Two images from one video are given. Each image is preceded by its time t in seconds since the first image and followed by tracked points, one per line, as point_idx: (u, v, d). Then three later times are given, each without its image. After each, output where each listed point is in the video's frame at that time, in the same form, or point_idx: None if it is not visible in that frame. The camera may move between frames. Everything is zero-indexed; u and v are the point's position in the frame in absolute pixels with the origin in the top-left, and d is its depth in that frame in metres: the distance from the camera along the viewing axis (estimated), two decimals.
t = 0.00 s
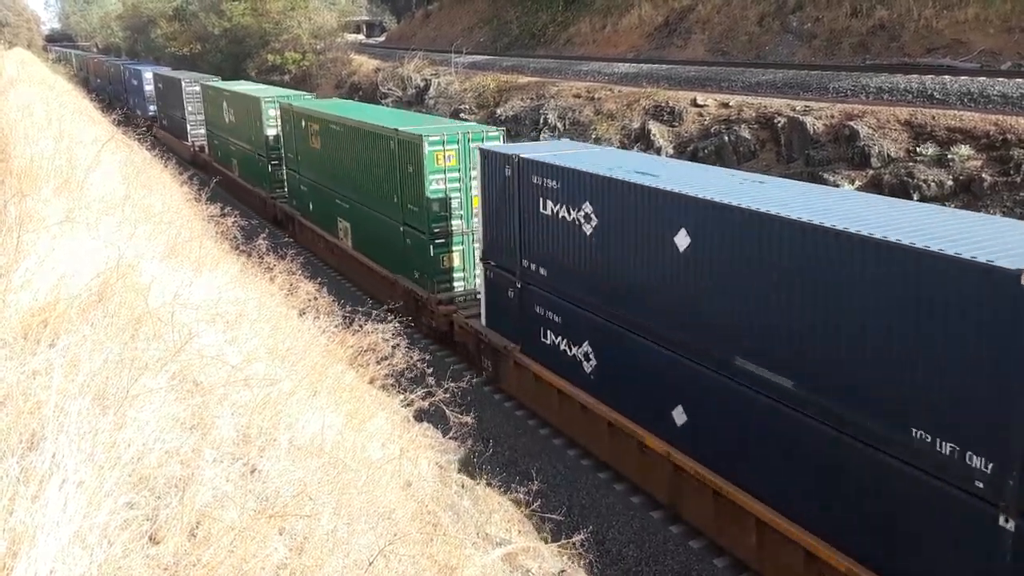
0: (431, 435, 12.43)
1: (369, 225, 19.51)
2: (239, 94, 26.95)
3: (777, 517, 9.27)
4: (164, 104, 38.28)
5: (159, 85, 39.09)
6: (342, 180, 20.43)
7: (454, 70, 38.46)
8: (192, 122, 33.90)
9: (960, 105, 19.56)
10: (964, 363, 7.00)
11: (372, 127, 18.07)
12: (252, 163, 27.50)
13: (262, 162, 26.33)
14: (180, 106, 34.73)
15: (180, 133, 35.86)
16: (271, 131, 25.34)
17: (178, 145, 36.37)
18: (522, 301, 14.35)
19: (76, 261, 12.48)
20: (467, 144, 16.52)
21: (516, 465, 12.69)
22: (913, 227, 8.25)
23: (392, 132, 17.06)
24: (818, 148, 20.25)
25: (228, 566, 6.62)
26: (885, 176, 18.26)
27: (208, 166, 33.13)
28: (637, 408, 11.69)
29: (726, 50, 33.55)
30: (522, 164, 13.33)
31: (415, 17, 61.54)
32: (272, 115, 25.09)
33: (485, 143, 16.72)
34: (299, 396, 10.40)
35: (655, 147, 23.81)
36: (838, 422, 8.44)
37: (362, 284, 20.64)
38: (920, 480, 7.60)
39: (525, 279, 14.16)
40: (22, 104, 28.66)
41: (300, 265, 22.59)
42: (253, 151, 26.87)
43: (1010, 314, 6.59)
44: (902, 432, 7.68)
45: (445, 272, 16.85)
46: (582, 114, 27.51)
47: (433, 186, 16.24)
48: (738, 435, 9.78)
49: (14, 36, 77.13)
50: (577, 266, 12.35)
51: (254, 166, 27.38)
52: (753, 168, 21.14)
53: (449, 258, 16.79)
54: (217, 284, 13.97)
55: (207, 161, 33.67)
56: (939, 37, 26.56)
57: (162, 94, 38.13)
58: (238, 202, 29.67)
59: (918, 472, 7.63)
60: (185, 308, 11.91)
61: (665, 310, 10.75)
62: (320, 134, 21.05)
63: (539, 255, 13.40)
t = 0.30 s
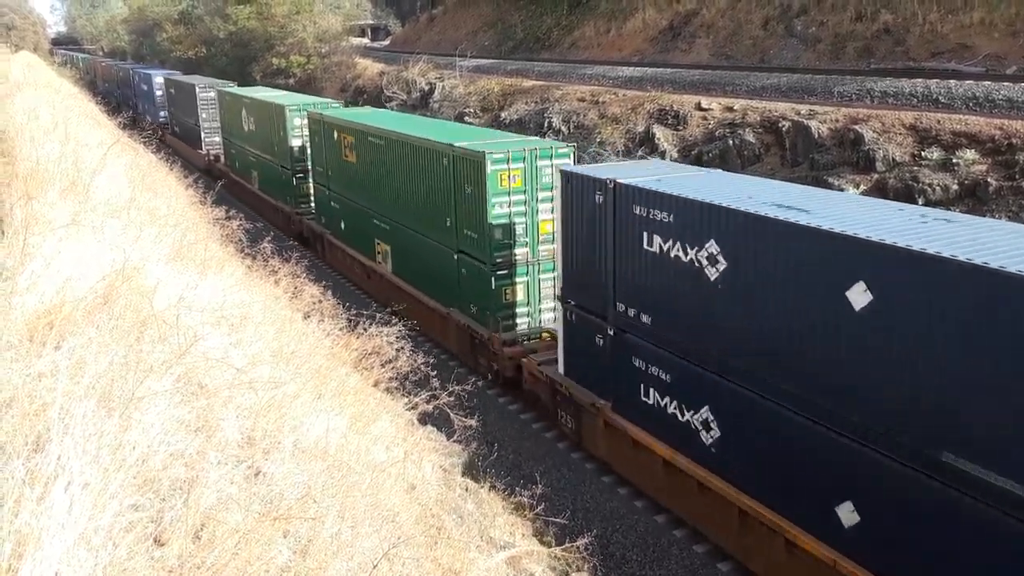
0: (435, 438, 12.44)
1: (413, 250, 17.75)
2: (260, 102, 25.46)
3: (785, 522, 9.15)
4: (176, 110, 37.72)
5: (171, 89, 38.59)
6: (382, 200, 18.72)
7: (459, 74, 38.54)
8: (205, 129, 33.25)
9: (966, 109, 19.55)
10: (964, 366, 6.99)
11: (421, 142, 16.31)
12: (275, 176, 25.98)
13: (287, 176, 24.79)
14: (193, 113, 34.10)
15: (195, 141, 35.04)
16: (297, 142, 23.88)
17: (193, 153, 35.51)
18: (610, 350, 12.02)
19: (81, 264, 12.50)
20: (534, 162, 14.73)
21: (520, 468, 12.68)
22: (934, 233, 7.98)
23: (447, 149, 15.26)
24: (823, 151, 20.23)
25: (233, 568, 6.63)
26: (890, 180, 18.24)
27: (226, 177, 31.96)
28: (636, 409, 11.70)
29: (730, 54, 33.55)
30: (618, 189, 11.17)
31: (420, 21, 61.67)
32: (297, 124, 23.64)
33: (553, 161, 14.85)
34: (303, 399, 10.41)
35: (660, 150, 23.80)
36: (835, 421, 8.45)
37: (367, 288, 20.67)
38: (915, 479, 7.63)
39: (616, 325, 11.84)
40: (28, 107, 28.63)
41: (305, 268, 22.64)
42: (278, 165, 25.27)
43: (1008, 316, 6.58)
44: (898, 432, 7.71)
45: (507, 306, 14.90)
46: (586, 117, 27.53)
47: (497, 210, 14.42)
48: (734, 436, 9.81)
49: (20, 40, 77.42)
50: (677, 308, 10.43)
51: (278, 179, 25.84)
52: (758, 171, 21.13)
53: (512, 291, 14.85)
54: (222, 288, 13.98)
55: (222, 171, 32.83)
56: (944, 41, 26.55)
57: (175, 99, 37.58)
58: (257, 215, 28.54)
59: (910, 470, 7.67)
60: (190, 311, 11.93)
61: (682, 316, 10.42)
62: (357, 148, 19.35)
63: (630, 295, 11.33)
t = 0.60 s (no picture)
0: (436, 437, 12.44)
1: (464, 275, 15.87)
2: (282, 105, 23.73)
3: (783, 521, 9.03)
4: (183, 111, 36.88)
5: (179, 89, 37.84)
6: (427, 218, 16.84)
7: (460, 72, 38.53)
8: (215, 132, 32.39)
9: (967, 107, 19.53)
10: (961, 366, 6.90)
11: (480, 155, 14.42)
12: (297, 186, 24.28)
13: (311, 186, 23.02)
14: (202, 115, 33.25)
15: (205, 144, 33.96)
16: (321, 149, 22.22)
17: (202, 156, 34.46)
18: (737, 414, 9.57)
19: (83, 262, 12.51)
20: (617, 179, 12.69)
21: (521, 466, 12.67)
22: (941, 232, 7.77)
23: (514, 163, 13.35)
24: (824, 150, 20.21)
25: (234, 567, 6.63)
26: (891, 178, 18.20)
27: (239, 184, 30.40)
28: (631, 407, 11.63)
29: (731, 53, 33.55)
30: (749, 221, 8.91)
31: (420, 19, 61.67)
32: (322, 130, 22.01)
33: (639, 179, 12.90)
34: (304, 397, 10.41)
35: (660, 149, 23.79)
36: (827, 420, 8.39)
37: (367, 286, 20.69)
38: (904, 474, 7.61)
39: (747, 385, 9.39)
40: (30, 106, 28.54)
41: (306, 266, 22.66)
42: (301, 175, 23.48)
43: (1005, 315, 6.48)
44: (893, 431, 7.65)
45: (584, 346, 13.00)
46: (587, 116, 27.52)
47: (575, 236, 12.51)
48: (731, 437, 9.72)
49: (21, 38, 77.39)
50: (822, 365, 8.30)
51: (300, 189, 24.13)
52: (759, 170, 21.11)
53: (591, 330, 12.96)
54: (223, 286, 13.98)
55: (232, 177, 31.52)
56: (944, 39, 26.52)
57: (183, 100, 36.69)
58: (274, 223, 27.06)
59: (901, 464, 7.65)
60: (191, 309, 11.94)
61: (705, 327, 9.86)
62: (398, 158, 17.52)
63: (757, 343, 9.11)
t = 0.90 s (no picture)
0: (435, 434, 12.45)
1: (529, 305, 13.98)
2: (307, 108, 22.03)
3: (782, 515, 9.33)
4: (190, 111, 35.68)
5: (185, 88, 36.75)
6: (486, 239, 14.97)
7: (458, 69, 38.49)
8: (224, 134, 31.27)
9: (966, 103, 19.54)
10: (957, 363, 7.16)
11: (558, 170, 12.52)
12: (320, 195, 22.53)
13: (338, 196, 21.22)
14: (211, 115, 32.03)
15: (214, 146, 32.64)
16: (348, 156, 20.56)
17: (212, 158, 33.16)
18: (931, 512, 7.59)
19: (80, 260, 12.49)
20: (732, 203, 10.72)
21: (520, 463, 12.68)
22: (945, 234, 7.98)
23: (604, 181, 11.43)
24: (822, 146, 20.19)
25: (233, 564, 6.63)
26: (889, 174, 18.19)
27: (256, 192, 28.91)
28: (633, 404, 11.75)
29: (729, 49, 33.53)
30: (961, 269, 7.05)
31: (418, 15, 61.51)
32: (348, 136, 20.38)
33: (755, 203, 10.93)
34: (302, 394, 10.41)
35: (658, 145, 23.76)
36: (812, 403, 8.88)
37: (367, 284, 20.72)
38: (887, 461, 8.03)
39: (950, 477, 7.40)
40: (27, 103, 28.42)
41: (305, 264, 22.66)
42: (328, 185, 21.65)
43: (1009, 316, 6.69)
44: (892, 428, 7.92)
45: (689, 402, 10.98)
46: (585, 112, 27.50)
47: (681, 271, 10.52)
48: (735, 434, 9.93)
49: (18, 34, 77.12)
50: None
51: (322, 199, 22.48)
52: (757, 166, 21.11)
53: (697, 383, 10.95)
54: (222, 283, 13.97)
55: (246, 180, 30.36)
56: (943, 35, 26.52)
57: (190, 99, 35.51)
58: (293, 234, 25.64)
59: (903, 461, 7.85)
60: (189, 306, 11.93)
61: (834, 378, 8.52)
62: (450, 170, 15.75)
63: (965, 424, 7.17)
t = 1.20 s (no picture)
0: (439, 439, 12.46)
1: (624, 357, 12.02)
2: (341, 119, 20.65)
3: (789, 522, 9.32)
4: (206, 118, 34.52)
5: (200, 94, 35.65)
6: (569, 278, 13.04)
7: (464, 73, 38.57)
8: (243, 145, 30.15)
9: (971, 109, 19.49)
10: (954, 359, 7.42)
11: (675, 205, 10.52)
12: (355, 213, 21.08)
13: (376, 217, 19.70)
14: (229, 123, 30.81)
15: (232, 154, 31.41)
16: (388, 174, 19.15)
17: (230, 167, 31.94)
18: None
19: (87, 264, 12.54)
20: (913, 249, 8.68)
21: (525, 468, 12.67)
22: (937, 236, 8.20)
23: (742, 220, 9.46)
24: (827, 151, 20.17)
25: (237, 568, 6.64)
26: (894, 180, 18.11)
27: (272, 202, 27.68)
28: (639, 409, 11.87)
29: (735, 54, 33.55)
30: None
31: (424, 20, 61.65)
32: (388, 151, 19.00)
33: (939, 247, 8.85)
34: (307, 398, 10.43)
35: (663, 150, 23.72)
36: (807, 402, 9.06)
37: (372, 288, 20.73)
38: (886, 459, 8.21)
39: None
40: (34, 108, 28.57)
41: (310, 268, 22.67)
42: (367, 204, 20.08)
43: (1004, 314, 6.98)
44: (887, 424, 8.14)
45: (853, 496, 8.92)
46: (591, 117, 27.54)
47: (852, 337, 8.50)
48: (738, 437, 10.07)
49: (26, 39, 77.54)
50: None
51: (357, 219, 21.08)
52: (762, 172, 21.08)
53: (863, 473, 8.90)
54: (227, 287, 14.02)
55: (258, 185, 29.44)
56: (949, 41, 26.47)
57: (205, 105, 34.31)
58: (312, 247, 24.63)
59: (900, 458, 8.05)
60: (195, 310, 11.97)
61: None
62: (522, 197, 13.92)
63: None
